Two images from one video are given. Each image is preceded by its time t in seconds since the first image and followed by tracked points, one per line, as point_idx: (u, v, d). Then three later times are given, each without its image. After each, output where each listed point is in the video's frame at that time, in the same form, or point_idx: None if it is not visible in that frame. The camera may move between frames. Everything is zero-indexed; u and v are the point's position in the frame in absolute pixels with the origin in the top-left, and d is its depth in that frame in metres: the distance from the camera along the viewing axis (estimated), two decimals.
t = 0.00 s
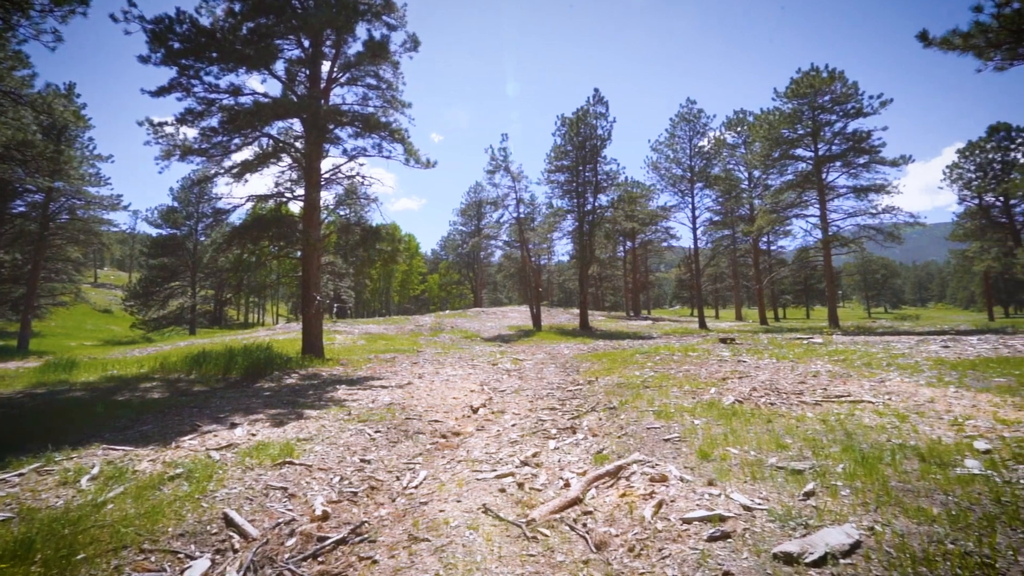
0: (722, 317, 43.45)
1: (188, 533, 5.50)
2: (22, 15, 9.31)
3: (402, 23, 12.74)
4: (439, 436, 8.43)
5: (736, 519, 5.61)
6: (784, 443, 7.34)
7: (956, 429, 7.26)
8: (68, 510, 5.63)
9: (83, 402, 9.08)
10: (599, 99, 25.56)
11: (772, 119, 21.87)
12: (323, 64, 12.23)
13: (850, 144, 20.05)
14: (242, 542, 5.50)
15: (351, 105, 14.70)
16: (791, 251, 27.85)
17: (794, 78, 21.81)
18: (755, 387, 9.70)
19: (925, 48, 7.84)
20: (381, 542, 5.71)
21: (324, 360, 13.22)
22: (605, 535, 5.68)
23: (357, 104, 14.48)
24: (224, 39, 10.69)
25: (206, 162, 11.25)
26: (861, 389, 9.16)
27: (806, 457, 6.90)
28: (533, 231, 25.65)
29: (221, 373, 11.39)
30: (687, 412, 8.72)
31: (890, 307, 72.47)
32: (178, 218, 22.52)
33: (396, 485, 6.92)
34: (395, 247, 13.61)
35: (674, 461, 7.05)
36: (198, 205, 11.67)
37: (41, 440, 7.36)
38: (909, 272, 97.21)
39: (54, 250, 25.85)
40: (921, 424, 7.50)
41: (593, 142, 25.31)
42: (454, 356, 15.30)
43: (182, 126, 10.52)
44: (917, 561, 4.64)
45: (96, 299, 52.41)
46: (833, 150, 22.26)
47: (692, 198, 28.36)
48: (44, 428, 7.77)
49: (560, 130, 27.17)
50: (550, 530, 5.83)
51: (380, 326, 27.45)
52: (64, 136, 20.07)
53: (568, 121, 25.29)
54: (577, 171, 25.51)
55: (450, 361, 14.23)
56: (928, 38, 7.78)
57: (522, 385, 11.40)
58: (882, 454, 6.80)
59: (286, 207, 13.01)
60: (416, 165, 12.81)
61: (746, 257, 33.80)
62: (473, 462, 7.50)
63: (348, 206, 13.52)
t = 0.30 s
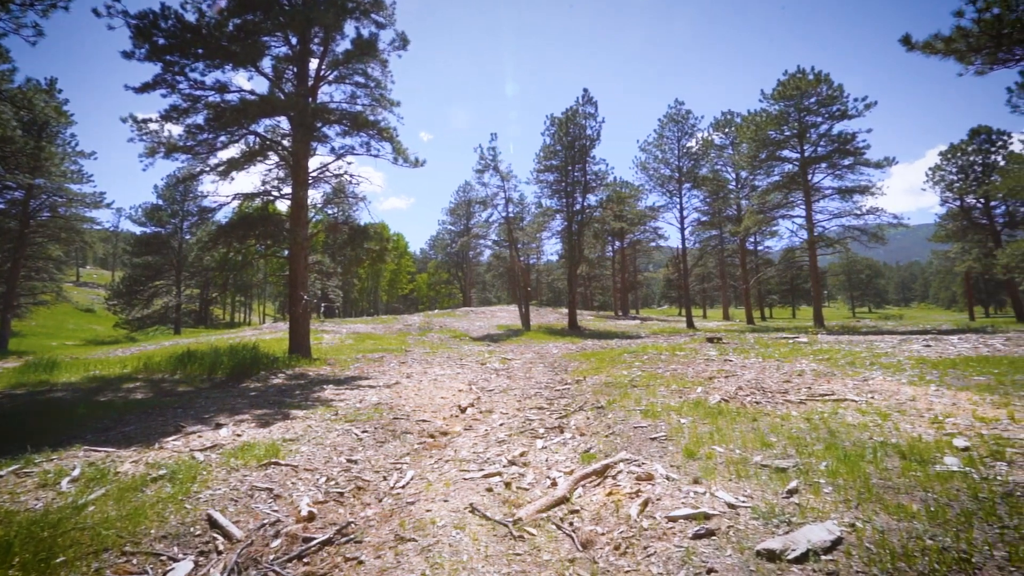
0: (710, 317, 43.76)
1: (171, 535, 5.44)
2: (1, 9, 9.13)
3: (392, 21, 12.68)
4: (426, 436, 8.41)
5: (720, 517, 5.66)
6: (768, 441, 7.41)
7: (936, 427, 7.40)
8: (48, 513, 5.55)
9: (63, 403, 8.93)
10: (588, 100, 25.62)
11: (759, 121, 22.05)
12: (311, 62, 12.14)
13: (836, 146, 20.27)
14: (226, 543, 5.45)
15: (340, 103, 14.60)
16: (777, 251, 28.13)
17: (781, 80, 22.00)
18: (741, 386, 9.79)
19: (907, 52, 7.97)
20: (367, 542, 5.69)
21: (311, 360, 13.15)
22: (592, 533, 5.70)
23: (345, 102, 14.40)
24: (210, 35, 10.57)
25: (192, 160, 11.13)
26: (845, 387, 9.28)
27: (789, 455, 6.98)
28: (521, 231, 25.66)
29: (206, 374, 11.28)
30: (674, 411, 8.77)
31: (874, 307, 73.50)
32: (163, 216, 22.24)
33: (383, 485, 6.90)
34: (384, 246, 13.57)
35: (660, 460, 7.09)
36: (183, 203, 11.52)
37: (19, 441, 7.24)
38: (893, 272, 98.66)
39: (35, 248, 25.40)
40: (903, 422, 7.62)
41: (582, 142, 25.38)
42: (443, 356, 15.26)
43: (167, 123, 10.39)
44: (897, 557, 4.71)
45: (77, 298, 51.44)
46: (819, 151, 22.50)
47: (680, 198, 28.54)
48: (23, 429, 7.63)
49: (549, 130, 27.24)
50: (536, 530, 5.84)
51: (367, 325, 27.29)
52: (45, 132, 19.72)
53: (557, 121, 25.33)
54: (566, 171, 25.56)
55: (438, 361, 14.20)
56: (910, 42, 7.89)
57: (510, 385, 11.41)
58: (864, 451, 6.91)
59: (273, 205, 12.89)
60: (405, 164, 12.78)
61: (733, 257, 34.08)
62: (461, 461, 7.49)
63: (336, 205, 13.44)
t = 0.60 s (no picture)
0: (697, 316, 44.05)
1: (153, 537, 5.38)
2: None
3: (380, 19, 12.62)
4: (413, 435, 8.38)
5: (704, 515, 5.71)
6: (753, 440, 7.50)
7: (916, 425, 7.53)
8: (26, 515, 5.46)
9: (43, 404, 8.78)
10: (576, 100, 25.66)
11: (746, 122, 22.23)
12: (298, 59, 12.05)
13: (821, 148, 20.50)
14: (209, 545, 5.40)
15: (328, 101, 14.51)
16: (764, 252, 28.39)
17: (767, 82, 22.20)
18: (727, 385, 9.88)
19: (890, 56, 8.07)
20: (353, 543, 5.66)
21: (297, 360, 13.04)
22: (578, 532, 5.73)
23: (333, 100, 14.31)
24: (195, 31, 10.45)
25: (176, 157, 10.99)
26: (829, 386, 9.41)
27: (773, 453, 7.06)
28: (510, 231, 25.66)
29: (190, 374, 11.16)
30: (660, 410, 8.83)
31: (858, 307, 74.51)
32: (146, 214, 21.98)
33: (369, 486, 6.88)
34: (371, 245, 13.51)
35: (646, 459, 7.14)
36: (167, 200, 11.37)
37: None
38: (877, 272, 100.08)
39: (14, 246, 24.97)
40: (884, 421, 7.74)
41: (571, 142, 25.43)
42: (431, 356, 15.22)
43: (151, 120, 10.25)
44: (876, 553, 4.79)
45: (57, 297, 50.47)
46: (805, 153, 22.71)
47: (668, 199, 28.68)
48: None
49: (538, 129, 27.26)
50: (523, 529, 5.85)
51: (355, 324, 27.11)
52: (26, 128, 19.39)
53: (546, 121, 25.35)
54: (554, 171, 25.59)
55: (426, 360, 14.16)
56: (894, 46, 8.00)
57: (498, 384, 11.42)
58: (846, 449, 7.01)
59: (259, 203, 12.78)
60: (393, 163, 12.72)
61: (720, 257, 34.35)
62: (448, 461, 7.48)
63: (324, 203, 13.35)
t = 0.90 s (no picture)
0: (684, 316, 44.34)
1: (134, 539, 5.32)
2: None
3: (368, 17, 12.56)
4: (400, 435, 8.37)
5: (688, 513, 5.77)
6: (737, 438, 7.58)
7: (896, 423, 7.67)
8: (3, 517, 5.37)
9: (22, 404, 8.63)
10: (565, 100, 25.72)
11: (733, 124, 22.43)
12: (285, 56, 11.96)
13: (806, 150, 20.74)
14: (191, 547, 5.35)
15: (314, 99, 14.43)
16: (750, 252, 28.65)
17: (754, 84, 22.41)
18: (712, 384, 9.98)
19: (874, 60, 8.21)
20: (338, 543, 5.64)
21: (283, 359, 12.95)
22: (563, 531, 5.75)
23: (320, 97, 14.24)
24: (180, 27, 10.32)
25: (160, 154, 10.85)
26: (812, 385, 9.55)
27: (756, 451, 7.14)
28: (498, 230, 25.65)
29: (173, 373, 11.06)
30: (646, 409, 8.89)
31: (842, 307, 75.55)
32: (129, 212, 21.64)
33: (355, 486, 6.85)
34: (358, 244, 13.46)
35: (631, 458, 7.19)
36: (150, 198, 11.22)
37: None
38: (861, 273, 101.54)
39: None
40: (865, 419, 7.87)
41: (559, 142, 25.49)
42: (418, 355, 15.19)
43: (134, 116, 10.11)
44: (855, 549, 4.87)
45: (35, 295, 49.40)
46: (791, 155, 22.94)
47: (655, 199, 28.84)
48: None
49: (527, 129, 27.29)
50: (508, 528, 5.87)
51: (342, 324, 26.93)
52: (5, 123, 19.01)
53: (534, 121, 25.39)
54: (543, 171, 25.62)
55: (413, 360, 14.12)
56: (877, 50, 8.15)
57: (485, 384, 11.43)
58: (827, 447, 7.12)
59: (245, 201, 12.66)
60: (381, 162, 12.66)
61: (707, 257, 34.63)
62: (434, 461, 7.48)
63: (310, 202, 13.26)
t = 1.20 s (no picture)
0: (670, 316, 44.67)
1: (112, 541, 5.25)
2: None
3: (355, 14, 12.47)
4: (385, 435, 8.34)
5: (671, 511, 5.82)
6: (720, 437, 7.66)
7: (875, 422, 7.81)
8: None
9: None
10: (553, 100, 25.76)
11: (719, 125, 22.63)
12: (271, 53, 11.85)
13: (790, 152, 20.98)
14: (172, 549, 5.30)
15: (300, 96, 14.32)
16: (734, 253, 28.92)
17: (740, 86, 22.61)
18: (696, 383, 10.07)
19: (856, 64, 8.31)
20: (321, 544, 5.61)
21: (267, 359, 12.86)
22: (547, 530, 5.78)
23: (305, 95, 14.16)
24: (163, 21, 10.16)
25: (142, 151, 10.70)
26: (794, 384, 9.68)
27: (739, 450, 7.24)
28: (486, 230, 25.62)
29: (155, 373, 10.94)
30: (631, 408, 8.95)
31: (825, 307, 76.63)
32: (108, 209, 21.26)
33: (339, 486, 6.82)
34: (344, 243, 13.38)
35: (616, 457, 7.24)
36: (132, 195, 11.07)
37: None
38: (844, 274, 103.08)
39: None
40: (846, 418, 8.01)
41: (547, 142, 25.54)
42: (404, 355, 15.15)
43: (115, 112, 9.95)
44: (833, 546, 4.96)
45: (12, 293, 48.32)
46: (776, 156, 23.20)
47: (642, 200, 29.01)
48: None
49: (514, 129, 27.29)
50: (493, 527, 5.88)
51: (328, 323, 26.77)
52: None
53: (522, 120, 25.40)
54: (530, 171, 25.64)
55: (400, 360, 14.07)
56: (859, 54, 8.28)
57: (471, 383, 11.44)
58: (809, 446, 7.23)
59: (229, 199, 12.54)
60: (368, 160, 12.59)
61: (693, 258, 34.91)
62: (420, 460, 7.47)
63: (296, 200, 13.16)
